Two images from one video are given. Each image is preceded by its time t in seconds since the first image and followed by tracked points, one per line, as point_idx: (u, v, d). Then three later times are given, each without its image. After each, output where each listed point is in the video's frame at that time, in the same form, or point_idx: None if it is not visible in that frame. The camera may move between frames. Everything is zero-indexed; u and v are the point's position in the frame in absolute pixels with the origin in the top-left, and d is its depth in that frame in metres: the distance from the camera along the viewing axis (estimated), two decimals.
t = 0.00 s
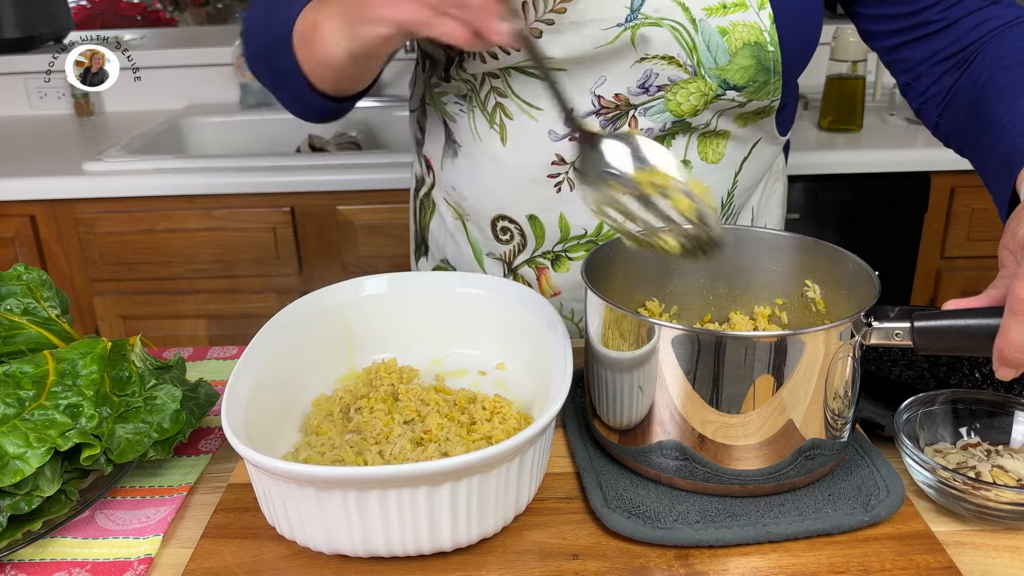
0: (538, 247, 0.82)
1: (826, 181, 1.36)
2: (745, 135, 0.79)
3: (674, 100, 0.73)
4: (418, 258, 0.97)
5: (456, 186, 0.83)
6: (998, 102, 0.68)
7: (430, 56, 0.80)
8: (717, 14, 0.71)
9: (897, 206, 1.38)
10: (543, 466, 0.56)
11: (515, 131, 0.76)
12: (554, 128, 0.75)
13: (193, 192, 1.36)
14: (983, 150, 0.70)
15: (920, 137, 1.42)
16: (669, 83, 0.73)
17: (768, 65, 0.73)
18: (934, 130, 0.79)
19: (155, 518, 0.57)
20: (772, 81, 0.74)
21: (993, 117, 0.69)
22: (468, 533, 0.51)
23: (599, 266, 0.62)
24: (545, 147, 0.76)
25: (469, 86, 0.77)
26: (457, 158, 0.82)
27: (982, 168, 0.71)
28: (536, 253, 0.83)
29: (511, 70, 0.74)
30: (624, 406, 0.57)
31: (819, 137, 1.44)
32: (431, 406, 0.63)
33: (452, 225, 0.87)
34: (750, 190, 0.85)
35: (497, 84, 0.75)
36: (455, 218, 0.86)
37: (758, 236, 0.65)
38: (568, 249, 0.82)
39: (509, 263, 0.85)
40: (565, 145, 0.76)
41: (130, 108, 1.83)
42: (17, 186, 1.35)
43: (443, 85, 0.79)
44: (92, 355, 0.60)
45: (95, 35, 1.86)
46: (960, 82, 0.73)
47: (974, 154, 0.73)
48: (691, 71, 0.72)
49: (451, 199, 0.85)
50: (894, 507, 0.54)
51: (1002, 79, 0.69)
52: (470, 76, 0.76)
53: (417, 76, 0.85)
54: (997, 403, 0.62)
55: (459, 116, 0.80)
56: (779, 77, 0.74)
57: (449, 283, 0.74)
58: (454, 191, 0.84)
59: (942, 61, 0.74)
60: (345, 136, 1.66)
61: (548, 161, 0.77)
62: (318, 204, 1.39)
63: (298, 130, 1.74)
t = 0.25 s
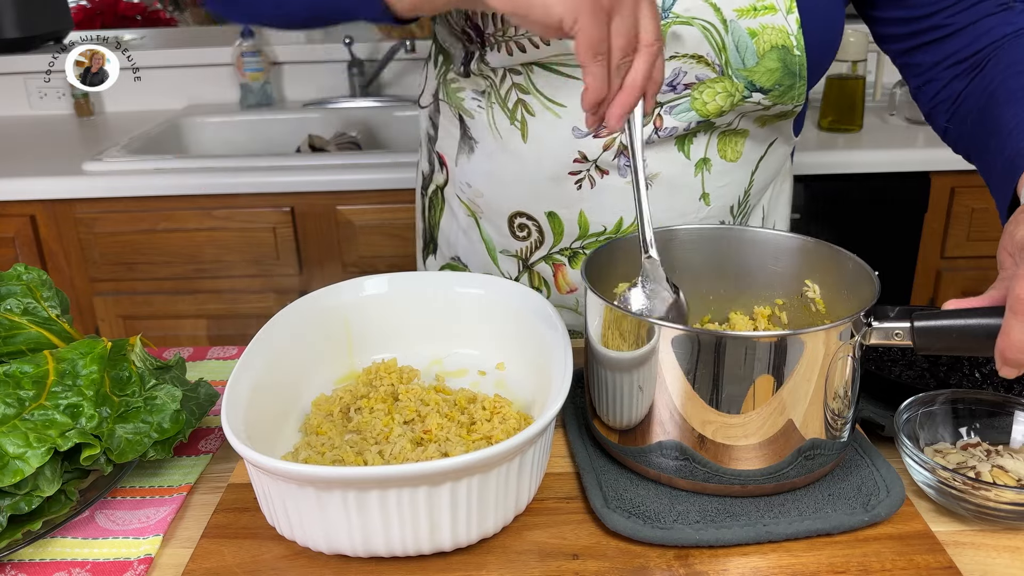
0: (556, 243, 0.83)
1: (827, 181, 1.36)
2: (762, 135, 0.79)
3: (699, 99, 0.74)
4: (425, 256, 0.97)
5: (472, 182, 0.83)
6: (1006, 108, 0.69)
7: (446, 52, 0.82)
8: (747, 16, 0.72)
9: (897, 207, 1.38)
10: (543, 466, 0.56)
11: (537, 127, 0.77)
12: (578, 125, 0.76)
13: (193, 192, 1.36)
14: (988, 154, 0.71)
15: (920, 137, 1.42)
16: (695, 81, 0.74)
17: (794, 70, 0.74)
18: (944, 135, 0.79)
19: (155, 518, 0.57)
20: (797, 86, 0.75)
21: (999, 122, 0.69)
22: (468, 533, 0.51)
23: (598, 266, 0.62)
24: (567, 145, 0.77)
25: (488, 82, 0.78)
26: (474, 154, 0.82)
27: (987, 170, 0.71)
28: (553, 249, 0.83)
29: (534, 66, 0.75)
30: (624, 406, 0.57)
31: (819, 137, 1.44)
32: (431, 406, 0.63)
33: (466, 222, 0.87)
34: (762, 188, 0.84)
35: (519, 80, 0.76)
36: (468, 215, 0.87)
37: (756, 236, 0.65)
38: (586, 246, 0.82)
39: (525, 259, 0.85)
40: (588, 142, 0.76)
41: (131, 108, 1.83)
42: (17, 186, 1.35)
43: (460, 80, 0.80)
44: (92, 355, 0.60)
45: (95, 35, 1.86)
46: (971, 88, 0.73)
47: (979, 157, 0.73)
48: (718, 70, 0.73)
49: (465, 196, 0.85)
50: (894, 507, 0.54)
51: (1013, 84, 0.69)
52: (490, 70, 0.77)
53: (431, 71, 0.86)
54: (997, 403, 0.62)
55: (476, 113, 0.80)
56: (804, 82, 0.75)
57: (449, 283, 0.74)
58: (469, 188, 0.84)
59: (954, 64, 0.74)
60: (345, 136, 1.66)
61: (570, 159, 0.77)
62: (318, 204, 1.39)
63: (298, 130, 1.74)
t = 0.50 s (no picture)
0: (569, 244, 0.82)
1: (827, 181, 1.36)
2: (776, 136, 0.79)
3: (718, 100, 0.74)
4: (434, 257, 0.98)
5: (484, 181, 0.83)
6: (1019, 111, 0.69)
7: (456, 49, 0.82)
8: (767, 18, 0.72)
9: (897, 207, 1.38)
10: (543, 466, 0.56)
11: (552, 127, 0.77)
12: (593, 125, 0.76)
13: (193, 192, 1.36)
14: (995, 156, 0.71)
15: (920, 138, 1.42)
16: (714, 83, 0.73)
17: (813, 72, 0.74)
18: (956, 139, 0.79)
19: (155, 518, 0.57)
20: (815, 89, 0.75)
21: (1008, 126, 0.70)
22: (468, 533, 0.51)
23: (598, 266, 0.62)
24: (582, 144, 0.77)
25: (501, 81, 0.78)
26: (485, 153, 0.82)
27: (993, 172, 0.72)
28: (566, 249, 0.83)
29: (547, 66, 0.75)
30: (624, 407, 0.57)
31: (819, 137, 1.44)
32: (431, 406, 0.63)
33: (476, 222, 0.87)
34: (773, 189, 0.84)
35: (534, 79, 0.76)
36: (479, 214, 0.87)
37: (756, 236, 0.65)
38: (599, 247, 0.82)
39: (537, 260, 0.85)
40: (604, 142, 0.76)
41: (131, 108, 1.83)
42: (17, 186, 1.35)
43: (471, 78, 0.80)
44: (92, 355, 0.60)
45: (95, 35, 1.86)
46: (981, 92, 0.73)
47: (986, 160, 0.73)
48: (737, 72, 0.73)
49: (477, 195, 0.85)
50: (894, 507, 0.54)
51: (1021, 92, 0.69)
52: (503, 68, 0.77)
53: (442, 69, 0.86)
54: (997, 403, 0.62)
55: (489, 112, 0.80)
56: (822, 85, 0.75)
57: (449, 283, 0.74)
58: (480, 187, 0.84)
59: (967, 69, 0.74)
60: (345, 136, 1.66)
61: (586, 160, 0.77)
62: (318, 204, 1.39)
63: (298, 130, 1.74)
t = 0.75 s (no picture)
0: (572, 246, 0.82)
1: (827, 181, 1.36)
2: (781, 136, 0.80)
3: (720, 99, 0.73)
4: (436, 258, 0.98)
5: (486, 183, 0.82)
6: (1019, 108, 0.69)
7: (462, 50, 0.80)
8: (769, 15, 0.71)
9: (896, 207, 1.38)
10: (543, 466, 0.56)
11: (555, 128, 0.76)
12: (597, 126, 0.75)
13: (193, 192, 1.36)
14: (993, 152, 0.72)
15: (920, 138, 1.42)
16: (717, 82, 0.73)
17: (816, 69, 0.73)
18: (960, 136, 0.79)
19: (155, 518, 0.57)
20: (819, 85, 0.74)
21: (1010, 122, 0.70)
22: (468, 534, 0.51)
23: (597, 266, 0.62)
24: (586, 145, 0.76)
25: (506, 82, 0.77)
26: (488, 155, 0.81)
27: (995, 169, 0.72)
28: (569, 252, 0.83)
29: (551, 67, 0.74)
30: (622, 408, 0.57)
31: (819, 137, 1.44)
32: (431, 406, 0.63)
33: (479, 224, 0.86)
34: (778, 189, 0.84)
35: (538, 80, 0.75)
36: (482, 217, 0.86)
37: (751, 236, 0.66)
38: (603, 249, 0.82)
39: (540, 261, 0.85)
40: (607, 143, 0.76)
41: (131, 108, 1.83)
42: (18, 186, 1.35)
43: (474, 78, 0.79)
44: (92, 355, 0.60)
45: (95, 35, 1.86)
46: (984, 90, 0.73)
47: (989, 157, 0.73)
48: (741, 70, 0.72)
49: (479, 197, 0.85)
50: (894, 507, 0.54)
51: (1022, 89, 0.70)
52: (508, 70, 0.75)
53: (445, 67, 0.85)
54: (997, 403, 0.62)
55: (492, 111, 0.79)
56: (826, 82, 0.74)
57: (449, 283, 0.74)
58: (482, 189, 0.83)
59: (969, 68, 0.75)
60: (345, 136, 1.66)
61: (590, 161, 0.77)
62: (318, 204, 1.39)
63: (298, 130, 1.74)
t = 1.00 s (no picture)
0: (564, 247, 0.82)
1: (826, 181, 1.36)
2: (773, 136, 0.79)
3: (709, 99, 0.73)
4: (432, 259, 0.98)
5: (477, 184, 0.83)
6: (1015, 104, 0.69)
7: (454, 53, 0.81)
8: (757, 14, 0.70)
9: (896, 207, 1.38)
10: (543, 466, 0.56)
11: (544, 128, 0.76)
12: (586, 126, 0.75)
13: (193, 191, 1.36)
14: (992, 150, 0.71)
15: (920, 138, 1.42)
16: (705, 81, 0.72)
17: (805, 67, 0.73)
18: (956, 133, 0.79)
19: (155, 518, 0.57)
20: (808, 83, 0.74)
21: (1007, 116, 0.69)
22: (468, 534, 0.51)
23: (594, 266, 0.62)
24: (576, 145, 0.76)
25: (496, 83, 0.77)
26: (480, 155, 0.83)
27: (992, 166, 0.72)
28: (561, 253, 0.83)
29: (541, 68, 0.73)
30: (620, 408, 0.57)
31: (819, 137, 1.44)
32: (431, 406, 0.63)
33: (473, 226, 0.86)
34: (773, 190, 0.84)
35: (525, 81, 0.75)
36: (477, 218, 0.85)
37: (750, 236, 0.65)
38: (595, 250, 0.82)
39: (533, 263, 0.85)
40: (597, 144, 0.76)
41: (131, 108, 1.83)
42: (18, 186, 1.35)
43: (464, 81, 0.80)
44: (92, 355, 0.60)
45: (95, 35, 1.86)
46: (981, 86, 0.73)
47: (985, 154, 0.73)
48: (729, 70, 0.72)
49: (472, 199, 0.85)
50: (894, 507, 0.54)
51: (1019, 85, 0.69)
52: (496, 72, 0.76)
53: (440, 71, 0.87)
54: (997, 403, 0.62)
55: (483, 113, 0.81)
56: (815, 79, 0.74)
57: (450, 283, 0.74)
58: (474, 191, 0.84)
59: (965, 65, 0.75)
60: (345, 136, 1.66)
61: (580, 161, 0.77)
62: (318, 204, 1.39)
63: (298, 130, 1.74)
